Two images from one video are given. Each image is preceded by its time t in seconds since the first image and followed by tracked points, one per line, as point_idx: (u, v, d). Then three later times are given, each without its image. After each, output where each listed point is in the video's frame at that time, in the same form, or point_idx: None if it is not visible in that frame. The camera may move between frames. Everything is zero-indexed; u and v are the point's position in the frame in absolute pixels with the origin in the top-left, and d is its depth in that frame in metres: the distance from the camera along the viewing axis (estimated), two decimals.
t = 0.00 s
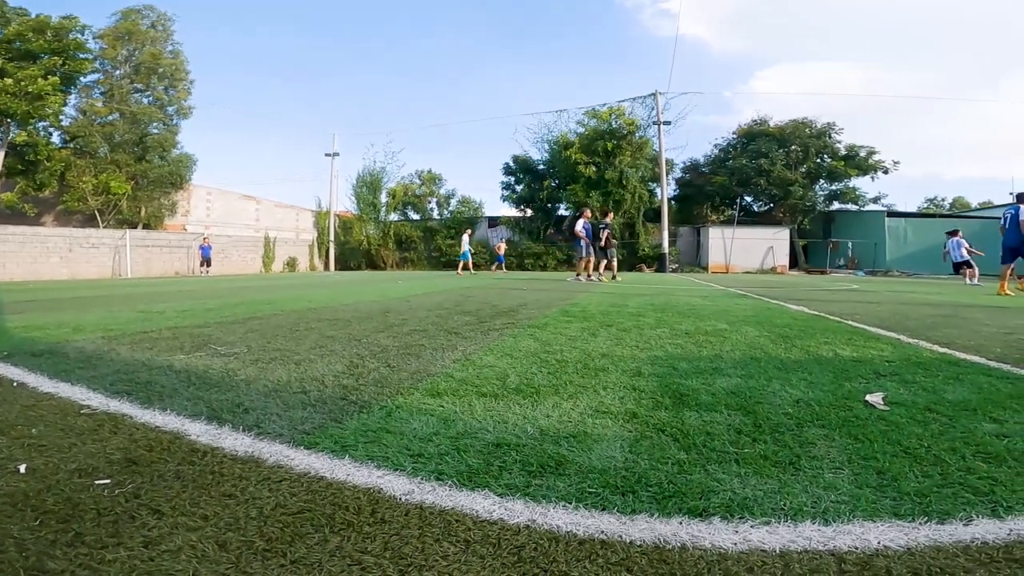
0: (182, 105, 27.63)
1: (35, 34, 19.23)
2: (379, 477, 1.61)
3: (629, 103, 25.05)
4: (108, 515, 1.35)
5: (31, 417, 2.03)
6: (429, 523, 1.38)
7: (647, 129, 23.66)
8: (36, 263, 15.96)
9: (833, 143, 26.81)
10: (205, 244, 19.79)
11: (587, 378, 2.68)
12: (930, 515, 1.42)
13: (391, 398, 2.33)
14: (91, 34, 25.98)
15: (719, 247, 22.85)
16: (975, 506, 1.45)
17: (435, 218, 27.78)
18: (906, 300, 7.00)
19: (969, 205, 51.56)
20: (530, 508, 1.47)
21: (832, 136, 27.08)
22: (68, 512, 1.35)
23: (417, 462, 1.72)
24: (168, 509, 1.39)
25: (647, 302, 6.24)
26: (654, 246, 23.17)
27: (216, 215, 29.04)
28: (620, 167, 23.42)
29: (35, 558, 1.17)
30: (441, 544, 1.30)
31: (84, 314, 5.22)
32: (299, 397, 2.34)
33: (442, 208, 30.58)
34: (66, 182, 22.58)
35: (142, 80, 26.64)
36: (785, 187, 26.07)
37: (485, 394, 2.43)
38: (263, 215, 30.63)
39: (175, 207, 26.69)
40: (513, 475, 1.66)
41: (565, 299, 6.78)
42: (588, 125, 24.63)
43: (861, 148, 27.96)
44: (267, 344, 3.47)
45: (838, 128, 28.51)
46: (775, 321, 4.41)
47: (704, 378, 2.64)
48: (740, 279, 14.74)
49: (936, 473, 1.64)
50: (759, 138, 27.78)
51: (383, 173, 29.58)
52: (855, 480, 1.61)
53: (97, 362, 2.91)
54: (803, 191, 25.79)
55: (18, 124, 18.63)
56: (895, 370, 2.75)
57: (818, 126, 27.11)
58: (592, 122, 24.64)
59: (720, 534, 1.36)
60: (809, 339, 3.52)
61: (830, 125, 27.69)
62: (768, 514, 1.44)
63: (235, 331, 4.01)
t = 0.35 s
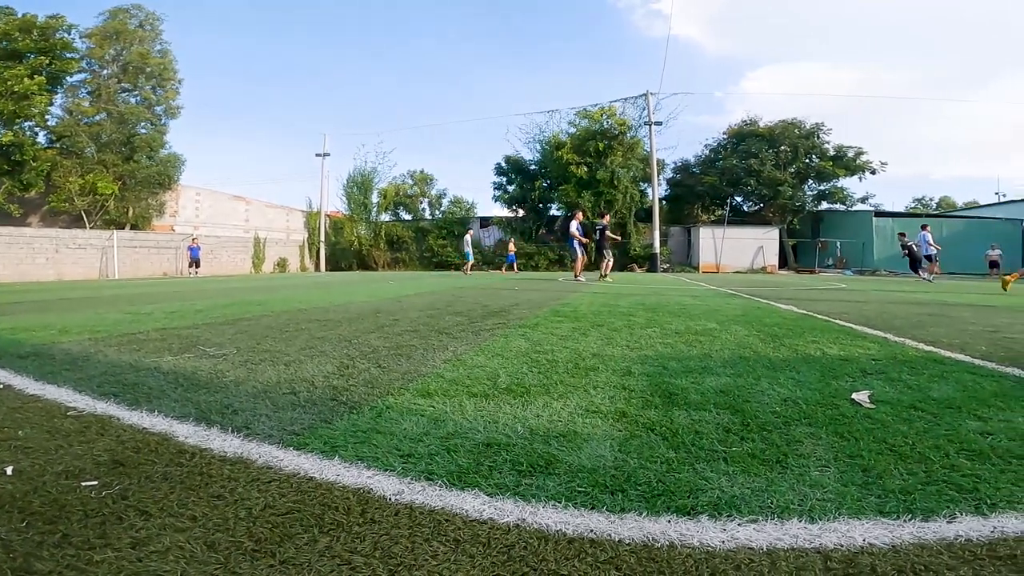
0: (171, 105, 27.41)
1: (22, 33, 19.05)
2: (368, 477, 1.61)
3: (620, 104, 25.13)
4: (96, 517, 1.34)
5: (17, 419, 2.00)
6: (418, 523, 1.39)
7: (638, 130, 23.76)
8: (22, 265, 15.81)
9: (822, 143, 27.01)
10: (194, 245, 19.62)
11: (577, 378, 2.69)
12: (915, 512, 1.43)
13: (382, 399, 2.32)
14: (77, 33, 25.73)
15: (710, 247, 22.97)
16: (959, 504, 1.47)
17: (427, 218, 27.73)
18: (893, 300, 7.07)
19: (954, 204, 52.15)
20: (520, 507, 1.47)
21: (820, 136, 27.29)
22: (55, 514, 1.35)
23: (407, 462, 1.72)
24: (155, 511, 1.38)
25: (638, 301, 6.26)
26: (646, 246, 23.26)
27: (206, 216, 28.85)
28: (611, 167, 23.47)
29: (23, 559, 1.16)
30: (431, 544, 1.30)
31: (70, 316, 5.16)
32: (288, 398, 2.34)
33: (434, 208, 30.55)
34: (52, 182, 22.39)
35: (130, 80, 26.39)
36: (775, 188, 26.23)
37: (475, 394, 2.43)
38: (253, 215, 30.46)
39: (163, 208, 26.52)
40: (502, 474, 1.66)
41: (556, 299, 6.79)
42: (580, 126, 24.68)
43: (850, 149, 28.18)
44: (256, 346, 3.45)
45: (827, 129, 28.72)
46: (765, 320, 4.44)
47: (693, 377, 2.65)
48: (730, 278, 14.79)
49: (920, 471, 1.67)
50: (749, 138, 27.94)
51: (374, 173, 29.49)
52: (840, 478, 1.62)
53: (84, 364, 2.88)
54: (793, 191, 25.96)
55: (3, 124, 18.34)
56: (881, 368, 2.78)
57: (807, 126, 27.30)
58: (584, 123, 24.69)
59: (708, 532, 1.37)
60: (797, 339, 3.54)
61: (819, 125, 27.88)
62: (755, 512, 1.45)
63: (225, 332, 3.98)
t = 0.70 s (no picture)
0: (164, 105, 27.21)
1: (14, 32, 18.84)
2: (363, 477, 1.61)
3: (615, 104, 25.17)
4: (88, 517, 1.33)
5: (8, 419, 2.00)
6: (412, 523, 1.39)
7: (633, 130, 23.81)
8: (13, 265, 15.70)
9: (815, 144, 27.13)
10: (187, 245, 19.52)
11: (572, 378, 2.70)
12: (906, 511, 1.45)
13: (376, 399, 2.32)
14: (69, 32, 25.55)
15: (704, 248, 23.05)
16: (949, 503, 1.49)
17: (422, 218, 27.68)
18: (886, 300, 7.12)
19: (946, 205, 52.51)
20: (514, 507, 1.48)
21: (813, 137, 27.41)
22: (46, 515, 1.34)
23: (401, 463, 1.72)
24: (147, 511, 1.37)
25: (632, 302, 6.28)
26: (640, 246, 23.31)
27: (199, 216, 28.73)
28: (606, 167, 23.52)
29: (14, 559, 1.15)
30: (425, 545, 1.30)
31: (62, 317, 5.13)
32: (282, 398, 2.33)
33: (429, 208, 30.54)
34: (44, 182, 22.26)
35: (122, 79, 26.20)
36: (769, 188, 26.35)
37: (470, 394, 2.43)
38: (246, 215, 30.34)
39: (156, 208, 26.38)
40: (497, 474, 1.66)
41: (551, 299, 6.80)
42: (574, 126, 24.71)
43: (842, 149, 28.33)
44: (249, 346, 3.44)
45: (820, 130, 28.87)
46: (757, 320, 4.46)
47: (687, 377, 2.66)
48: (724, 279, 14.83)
49: (912, 470, 1.68)
50: (743, 139, 28.06)
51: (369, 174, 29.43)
52: (832, 478, 1.63)
53: (76, 365, 2.87)
54: (786, 192, 26.07)
55: None
56: (872, 368, 2.80)
57: (800, 127, 27.41)
58: (578, 123, 24.73)
59: (702, 532, 1.37)
60: (789, 338, 3.56)
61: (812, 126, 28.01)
62: (748, 511, 1.46)
63: (218, 332, 3.97)
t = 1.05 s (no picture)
0: (162, 103, 27.11)
1: (12, 31, 18.74)
2: (364, 478, 1.61)
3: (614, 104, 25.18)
4: (89, 518, 1.33)
5: (6, 420, 1.99)
6: (415, 523, 1.39)
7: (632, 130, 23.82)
8: (10, 264, 15.65)
9: (813, 144, 27.18)
10: (185, 245, 19.46)
11: (572, 378, 2.70)
12: (907, 510, 1.45)
13: (377, 400, 2.31)
14: (67, 31, 25.46)
15: (702, 247, 23.06)
16: (949, 502, 1.49)
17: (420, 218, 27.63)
18: (884, 300, 7.13)
19: (944, 205, 52.70)
20: (516, 507, 1.48)
21: (812, 137, 27.46)
22: (47, 515, 1.34)
23: (402, 463, 1.72)
24: (149, 512, 1.37)
25: (631, 301, 6.29)
26: (638, 246, 23.32)
27: (196, 215, 28.66)
28: (605, 167, 23.53)
29: (16, 560, 1.15)
30: (428, 544, 1.30)
31: (59, 317, 5.12)
32: (282, 398, 2.33)
33: (427, 208, 30.51)
34: (41, 181, 22.19)
35: (120, 78, 26.10)
36: (767, 188, 26.40)
37: (471, 394, 2.43)
38: (244, 214, 30.26)
39: (154, 207, 26.33)
40: (499, 474, 1.66)
41: (550, 298, 6.80)
42: (573, 126, 24.71)
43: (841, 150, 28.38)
44: (248, 345, 3.44)
45: (818, 130, 28.92)
46: (756, 319, 4.48)
47: (687, 377, 2.67)
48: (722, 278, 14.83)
49: (912, 470, 1.68)
50: (742, 139, 28.09)
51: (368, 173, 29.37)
52: (833, 478, 1.64)
53: (75, 364, 2.86)
54: (784, 192, 26.11)
55: None
56: (871, 368, 2.81)
57: (799, 127, 27.45)
58: (577, 123, 24.74)
59: (703, 531, 1.38)
60: (788, 338, 3.57)
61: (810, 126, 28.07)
62: (750, 511, 1.46)
63: (216, 332, 3.95)
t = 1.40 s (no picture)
0: (162, 103, 27.12)
1: (12, 31, 18.69)
2: (365, 478, 1.61)
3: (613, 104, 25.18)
4: (89, 519, 1.32)
5: (6, 420, 1.99)
6: (416, 524, 1.38)
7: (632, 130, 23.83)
8: (9, 264, 15.64)
9: (813, 144, 27.18)
10: (185, 245, 19.44)
11: (573, 377, 2.70)
12: (908, 510, 1.45)
13: (377, 399, 2.31)
14: (67, 31, 25.44)
15: (702, 247, 23.08)
16: (950, 502, 1.49)
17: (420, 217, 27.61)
18: (885, 300, 7.13)
19: (943, 205, 52.70)
20: (517, 507, 1.48)
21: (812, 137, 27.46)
22: (47, 516, 1.33)
23: (403, 463, 1.71)
24: (149, 513, 1.37)
25: (632, 301, 6.29)
26: (638, 246, 23.32)
27: (196, 215, 28.65)
28: (605, 167, 23.54)
29: (16, 561, 1.15)
30: (429, 545, 1.30)
31: (58, 317, 5.10)
32: (282, 398, 2.32)
33: (427, 208, 30.53)
34: (40, 180, 22.17)
35: (120, 78, 26.08)
36: (766, 188, 26.40)
37: (471, 394, 2.43)
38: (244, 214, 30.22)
39: (154, 207, 26.32)
40: (500, 474, 1.66)
41: (550, 298, 6.80)
42: (573, 125, 24.72)
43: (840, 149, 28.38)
44: (248, 345, 3.43)
45: (818, 130, 28.94)
46: (756, 319, 4.47)
47: (687, 377, 2.66)
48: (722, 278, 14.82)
49: (913, 469, 1.68)
50: (741, 138, 28.09)
51: (367, 172, 29.37)
52: (834, 477, 1.64)
53: (74, 364, 2.85)
54: (784, 192, 26.12)
55: None
56: (871, 368, 2.81)
57: (799, 127, 27.46)
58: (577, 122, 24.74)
59: (705, 531, 1.38)
60: (789, 338, 3.57)
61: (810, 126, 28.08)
62: (751, 511, 1.46)
63: (216, 332, 3.95)
